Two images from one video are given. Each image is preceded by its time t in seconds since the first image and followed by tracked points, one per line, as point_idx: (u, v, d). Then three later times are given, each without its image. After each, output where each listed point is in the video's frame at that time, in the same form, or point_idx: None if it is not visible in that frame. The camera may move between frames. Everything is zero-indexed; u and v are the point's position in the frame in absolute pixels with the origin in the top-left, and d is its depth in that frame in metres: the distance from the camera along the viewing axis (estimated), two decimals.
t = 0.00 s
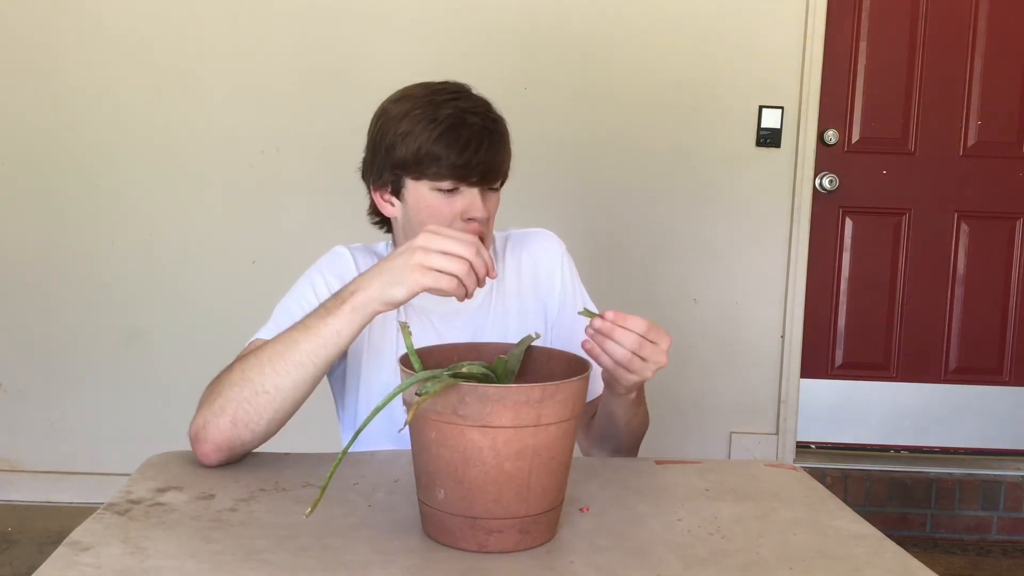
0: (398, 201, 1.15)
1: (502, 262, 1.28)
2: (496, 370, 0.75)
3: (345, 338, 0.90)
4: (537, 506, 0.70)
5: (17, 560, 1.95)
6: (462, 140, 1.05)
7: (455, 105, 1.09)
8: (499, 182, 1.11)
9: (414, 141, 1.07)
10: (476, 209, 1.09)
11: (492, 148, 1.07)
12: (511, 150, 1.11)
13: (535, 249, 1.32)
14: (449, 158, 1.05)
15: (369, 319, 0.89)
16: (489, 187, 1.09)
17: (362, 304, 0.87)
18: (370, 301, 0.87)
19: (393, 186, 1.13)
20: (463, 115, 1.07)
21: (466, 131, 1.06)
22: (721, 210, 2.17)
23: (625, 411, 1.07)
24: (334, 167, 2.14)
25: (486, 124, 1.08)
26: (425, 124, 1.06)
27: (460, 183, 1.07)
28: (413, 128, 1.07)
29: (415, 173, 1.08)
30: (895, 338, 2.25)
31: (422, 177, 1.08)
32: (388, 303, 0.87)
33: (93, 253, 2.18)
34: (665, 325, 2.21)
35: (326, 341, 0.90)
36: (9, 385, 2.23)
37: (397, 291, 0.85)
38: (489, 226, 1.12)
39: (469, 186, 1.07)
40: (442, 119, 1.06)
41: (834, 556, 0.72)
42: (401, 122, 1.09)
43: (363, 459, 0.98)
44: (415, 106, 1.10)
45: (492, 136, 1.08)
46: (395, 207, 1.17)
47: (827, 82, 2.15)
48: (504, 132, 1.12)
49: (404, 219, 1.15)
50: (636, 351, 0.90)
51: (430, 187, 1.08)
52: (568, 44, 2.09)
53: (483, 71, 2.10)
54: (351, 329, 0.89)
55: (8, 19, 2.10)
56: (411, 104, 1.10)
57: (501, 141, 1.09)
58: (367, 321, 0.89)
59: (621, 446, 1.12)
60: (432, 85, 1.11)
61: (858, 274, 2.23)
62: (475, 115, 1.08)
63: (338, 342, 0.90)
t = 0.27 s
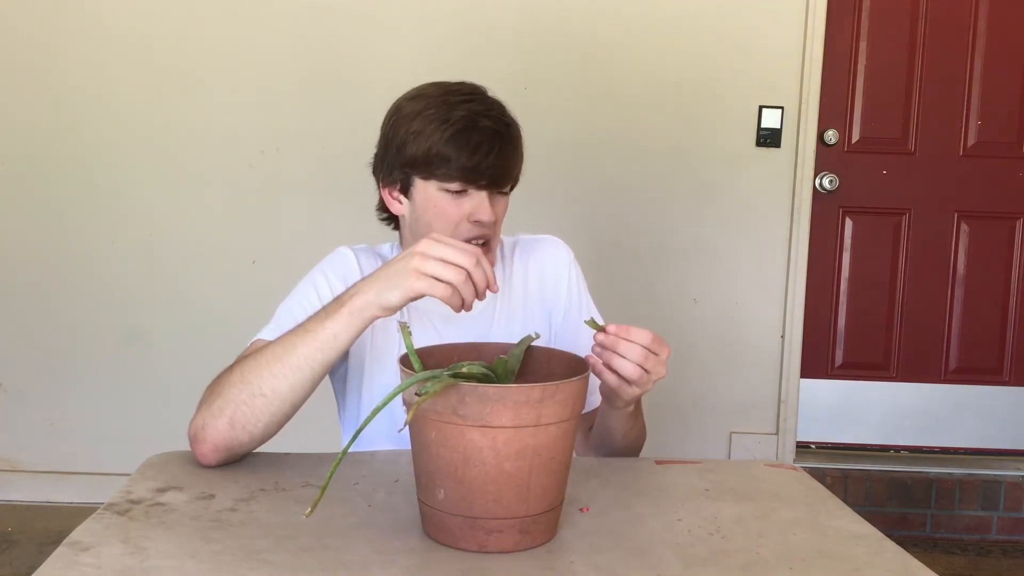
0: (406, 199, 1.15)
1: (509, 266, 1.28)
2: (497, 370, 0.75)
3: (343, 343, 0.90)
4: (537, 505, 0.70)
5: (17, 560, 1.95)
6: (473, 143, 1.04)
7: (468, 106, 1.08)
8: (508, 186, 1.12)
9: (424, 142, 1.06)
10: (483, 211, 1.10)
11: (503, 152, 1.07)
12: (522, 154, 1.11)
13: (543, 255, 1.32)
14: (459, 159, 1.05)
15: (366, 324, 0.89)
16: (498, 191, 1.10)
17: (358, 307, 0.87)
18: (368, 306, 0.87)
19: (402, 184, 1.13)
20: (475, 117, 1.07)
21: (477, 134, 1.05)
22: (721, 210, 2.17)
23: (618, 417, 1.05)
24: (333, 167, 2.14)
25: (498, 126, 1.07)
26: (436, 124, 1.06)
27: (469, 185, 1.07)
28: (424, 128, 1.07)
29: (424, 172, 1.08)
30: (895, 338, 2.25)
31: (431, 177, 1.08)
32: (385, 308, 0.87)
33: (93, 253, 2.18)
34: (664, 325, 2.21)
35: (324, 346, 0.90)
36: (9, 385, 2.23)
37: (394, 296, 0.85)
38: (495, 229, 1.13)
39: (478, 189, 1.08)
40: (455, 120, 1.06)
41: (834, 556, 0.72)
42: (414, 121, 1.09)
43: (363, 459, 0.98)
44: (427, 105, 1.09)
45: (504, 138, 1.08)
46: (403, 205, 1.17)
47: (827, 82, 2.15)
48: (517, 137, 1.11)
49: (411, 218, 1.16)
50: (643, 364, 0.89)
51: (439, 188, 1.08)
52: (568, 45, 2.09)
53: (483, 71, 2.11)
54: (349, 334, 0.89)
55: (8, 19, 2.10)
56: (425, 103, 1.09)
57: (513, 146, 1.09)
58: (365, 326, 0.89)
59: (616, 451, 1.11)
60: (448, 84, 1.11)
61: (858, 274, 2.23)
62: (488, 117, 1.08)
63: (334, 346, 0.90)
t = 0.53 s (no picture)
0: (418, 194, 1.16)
1: (517, 269, 1.29)
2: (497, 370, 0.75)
3: (338, 343, 0.90)
4: (537, 505, 0.70)
5: (17, 560, 1.95)
6: (485, 143, 1.05)
7: (485, 107, 1.09)
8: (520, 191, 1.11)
9: (439, 138, 1.07)
10: (491, 213, 1.09)
11: (515, 155, 1.06)
12: (536, 161, 1.11)
13: (552, 259, 1.33)
14: (470, 159, 1.05)
15: (360, 324, 0.89)
16: (508, 194, 1.09)
17: (350, 303, 0.88)
18: (361, 303, 0.87)
19: (414, 179, 1.14)
20: (491, 118, 1.07)
21: (491, 134, 1.05)
22: (721, 210, 2.17)
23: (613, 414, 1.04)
24: (334, 167, 2.14)
25: (513, 129, 1.07)
26: (452, 123, 1.07)
27: (478, 187, 1.07)
28: (440, 125, 1.07)
29: (436, 169, 1.09)
30: (895, 338, 2.25)
31: (442, 174, 1.08)
32: (377, 305, 0.87)
33: (93, 253, 2.18)
34: (664, 325, 2.21)
35: (319, 345, 0.90)
36: (9, 385, 2.23)
37: (385, 292, 0.85)
38: (504, 232, 1.13)
39: (488, 191, 1.07)
40: (470, 120, 1.07)
41: (834, 556, 0.72)
42: (431, 117, 1.09)
43: (363, 459, 0.98)
44: (445, 103, 1.10)
45: (518, 142, 1.08)
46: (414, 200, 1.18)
47: (827, 82, 2.15)
48: (533, 142, 1.11)
49: (420, 214, 1.16)
50: (641, 356, 0.89)
51: (450, 186, 1.09)
52: (568, 44, 2.09)
53: (483, 71, 2.11)
54: (344, 334, 0.89)
55: (8, 20, 2.10)
56: (444, 101, 1.10)
57: (527, 151, 1.09)
58: (359, 327, 0.89)
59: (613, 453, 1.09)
60: (469, 84, 1.12)
61: (858, 274, 2.23)
62: (504, 119, 1.08)
63: (329, 347, 0.90)
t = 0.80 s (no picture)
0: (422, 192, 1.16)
1: (523, 267, 1.29)
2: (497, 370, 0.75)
3: (337, 342, 0.90)
4: (537, 505, 0.70)
5: (17, 560, 1.95)
6: (489, 143, 1.05)
7: (491, 105, 1.09)
8: (523, 191, 1.11)
9: (444, 136, 1.08)
10: (493, 213, 1.09)
11: (519, 155, 1.07)
12: (541, 161, 1.11)
13: (557, 259, 1.33)
14: (474, 158, 1.06)
15: (359, 321, 0.89)
16: (510, 194, 1.09)
17: (347, 301, 0.88)
18: (360, 300, 0.88)
19: (419, 176, 1.15)
20: (496, 117, 1.08)
21: (495, 133, 1.06)
22: (721, 210, 2.17)
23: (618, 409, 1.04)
24: (333, 167, 2.14)
25: (518, 129, 1.08)
26: (457, 120, 1.07)
27: (481, 186, 1.07)
28: (446, 123, 1.08)
29: (440, 167, 1.09)
30: (895, 338, 2.25)
31: (446, 173, 1.09)
32: (376, 301, 0.87)
33: (92, 253, 2.18)
34: (664, 325, 2.21)
35: (316, 343, 0.91)
36: (9, 385, 2.23)
37: (383, 287, 0.85)
38: (506, 234, 1.12)
39: (490, 190, 1.07)
40: (475, 119, 1.07)
41: (834, 556, 0.72)
42: (438, 114, 1.10)
43: (363, 459, 0.98)
44: (452, 101, 1.11)
45: (523, 142, 1.08)
46: (420, 198, 1.18)
47: (827, 82, 2.15)
48: (540, 142, 1.11)
49: (425, 211, 1.17)
50: (630, 321, 0.91)
51: (453, 184, 1.09)
52: (568, 44, 2.09)
53: (483, 71, 2.11)
54: (343, 334, 0.90)
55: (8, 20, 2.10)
56: (451, 98, 1.11)
57: (532, 151, 1.09)
58: (358, 326, 0.89)
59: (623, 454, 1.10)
60: (476, 82, 1.12)
61: (858, 274, 2.23)
62: (509, 119, 1.08)
63: (326, 345, 0.90)
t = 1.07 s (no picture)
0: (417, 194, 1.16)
1: (521, 264, 1.29)
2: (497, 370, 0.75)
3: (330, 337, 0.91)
4: (537, 506, 0.70)
5: (17, 560, 1.95)
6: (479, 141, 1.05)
7: (482, 104, 1.09)
8: (517, 190, 1.11)
9: (435, 136, 1.08)
10: (486, 212, 1.09)
11: (510, 153, 1.07)
12: (534, 159, 1.11)
13: (554, 251, 1.33)
14: (465, 157, 1.06)
15: (349, 316, 0.90)
16: (503, 193, 1.09)
17: (338, 296, 0.89)
18: (351, 296, 0.88)
19: (413, 177, 1.15)
20: (487, 116, 1.08)
21: (485, 132, 1.06)
22: (721, 210, 2.17)
23: (649, 389, 1.03)
24: (333, 167, 2.14)
25: (509, 127, 1.08)
26: (448, 119, 1.08)
27: (473, 185, 1.07)
28: (437, 122, 1.08)
29: (432, 166, 1.09)
30: (895, 338, 2.25)
31: (438, 172, 1.09)
32: (366, 296, 0.88)
33: (92, 253, 2.18)
34: (664, 325, 2.21)
35: (309, 339, 0.91)
36: (9, 385, 2.23)
37: (373, 282, 0.86)
38: (500, 233, 1.12)
39: (482, 189, 1.07)
40: (465, 117, 1.07)
41: (834, 556, 0.72)
42: (429, 114, 1.11)
43: (363, 459, 0.98)
44: (444, 101, 1.11)
45: (514, 140, 1.08)
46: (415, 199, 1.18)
47: (826, 82, 2.15)
48: (532, 141, 1.11)
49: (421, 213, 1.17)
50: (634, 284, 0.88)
51: (445, 184, 1.09)
52: (568, 44, 2.09)
53: (483, 71, 2.11)
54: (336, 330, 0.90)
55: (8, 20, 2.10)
56: (443, 98, 1.11)
57: (524, 149, 1.09)
58: (350, 321, 0.90)
59: (671, 440, 1.08)
60: (468, 82, 1.13)
61: (858, 274, 2.23)
62: (500, 117, 1.08)
63: (319, 341, 0.91)
